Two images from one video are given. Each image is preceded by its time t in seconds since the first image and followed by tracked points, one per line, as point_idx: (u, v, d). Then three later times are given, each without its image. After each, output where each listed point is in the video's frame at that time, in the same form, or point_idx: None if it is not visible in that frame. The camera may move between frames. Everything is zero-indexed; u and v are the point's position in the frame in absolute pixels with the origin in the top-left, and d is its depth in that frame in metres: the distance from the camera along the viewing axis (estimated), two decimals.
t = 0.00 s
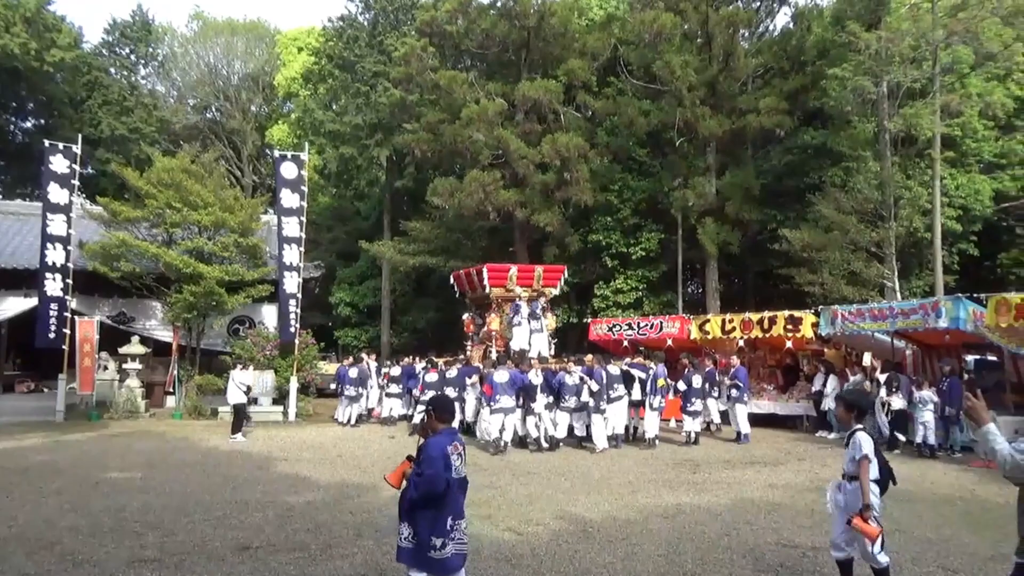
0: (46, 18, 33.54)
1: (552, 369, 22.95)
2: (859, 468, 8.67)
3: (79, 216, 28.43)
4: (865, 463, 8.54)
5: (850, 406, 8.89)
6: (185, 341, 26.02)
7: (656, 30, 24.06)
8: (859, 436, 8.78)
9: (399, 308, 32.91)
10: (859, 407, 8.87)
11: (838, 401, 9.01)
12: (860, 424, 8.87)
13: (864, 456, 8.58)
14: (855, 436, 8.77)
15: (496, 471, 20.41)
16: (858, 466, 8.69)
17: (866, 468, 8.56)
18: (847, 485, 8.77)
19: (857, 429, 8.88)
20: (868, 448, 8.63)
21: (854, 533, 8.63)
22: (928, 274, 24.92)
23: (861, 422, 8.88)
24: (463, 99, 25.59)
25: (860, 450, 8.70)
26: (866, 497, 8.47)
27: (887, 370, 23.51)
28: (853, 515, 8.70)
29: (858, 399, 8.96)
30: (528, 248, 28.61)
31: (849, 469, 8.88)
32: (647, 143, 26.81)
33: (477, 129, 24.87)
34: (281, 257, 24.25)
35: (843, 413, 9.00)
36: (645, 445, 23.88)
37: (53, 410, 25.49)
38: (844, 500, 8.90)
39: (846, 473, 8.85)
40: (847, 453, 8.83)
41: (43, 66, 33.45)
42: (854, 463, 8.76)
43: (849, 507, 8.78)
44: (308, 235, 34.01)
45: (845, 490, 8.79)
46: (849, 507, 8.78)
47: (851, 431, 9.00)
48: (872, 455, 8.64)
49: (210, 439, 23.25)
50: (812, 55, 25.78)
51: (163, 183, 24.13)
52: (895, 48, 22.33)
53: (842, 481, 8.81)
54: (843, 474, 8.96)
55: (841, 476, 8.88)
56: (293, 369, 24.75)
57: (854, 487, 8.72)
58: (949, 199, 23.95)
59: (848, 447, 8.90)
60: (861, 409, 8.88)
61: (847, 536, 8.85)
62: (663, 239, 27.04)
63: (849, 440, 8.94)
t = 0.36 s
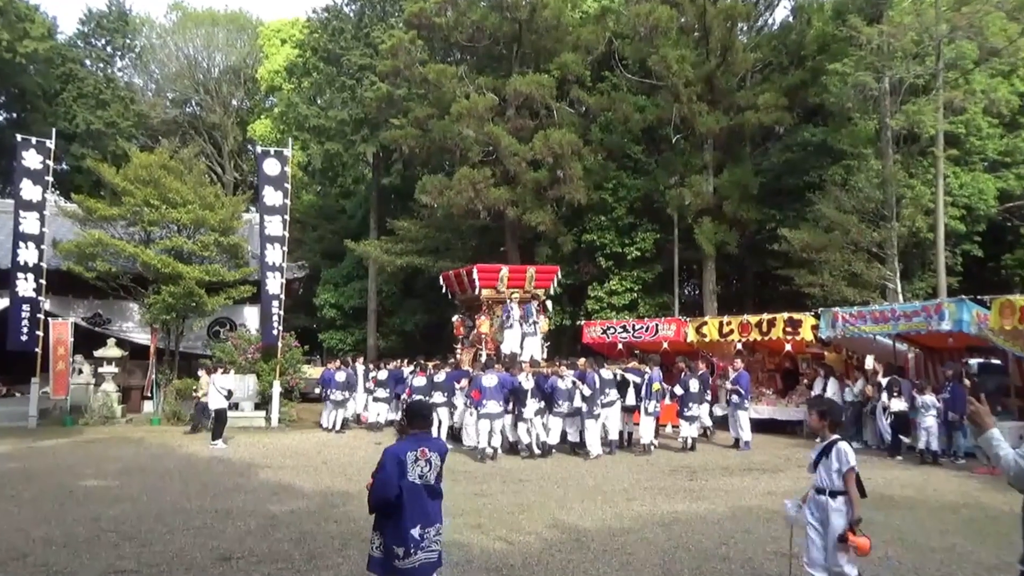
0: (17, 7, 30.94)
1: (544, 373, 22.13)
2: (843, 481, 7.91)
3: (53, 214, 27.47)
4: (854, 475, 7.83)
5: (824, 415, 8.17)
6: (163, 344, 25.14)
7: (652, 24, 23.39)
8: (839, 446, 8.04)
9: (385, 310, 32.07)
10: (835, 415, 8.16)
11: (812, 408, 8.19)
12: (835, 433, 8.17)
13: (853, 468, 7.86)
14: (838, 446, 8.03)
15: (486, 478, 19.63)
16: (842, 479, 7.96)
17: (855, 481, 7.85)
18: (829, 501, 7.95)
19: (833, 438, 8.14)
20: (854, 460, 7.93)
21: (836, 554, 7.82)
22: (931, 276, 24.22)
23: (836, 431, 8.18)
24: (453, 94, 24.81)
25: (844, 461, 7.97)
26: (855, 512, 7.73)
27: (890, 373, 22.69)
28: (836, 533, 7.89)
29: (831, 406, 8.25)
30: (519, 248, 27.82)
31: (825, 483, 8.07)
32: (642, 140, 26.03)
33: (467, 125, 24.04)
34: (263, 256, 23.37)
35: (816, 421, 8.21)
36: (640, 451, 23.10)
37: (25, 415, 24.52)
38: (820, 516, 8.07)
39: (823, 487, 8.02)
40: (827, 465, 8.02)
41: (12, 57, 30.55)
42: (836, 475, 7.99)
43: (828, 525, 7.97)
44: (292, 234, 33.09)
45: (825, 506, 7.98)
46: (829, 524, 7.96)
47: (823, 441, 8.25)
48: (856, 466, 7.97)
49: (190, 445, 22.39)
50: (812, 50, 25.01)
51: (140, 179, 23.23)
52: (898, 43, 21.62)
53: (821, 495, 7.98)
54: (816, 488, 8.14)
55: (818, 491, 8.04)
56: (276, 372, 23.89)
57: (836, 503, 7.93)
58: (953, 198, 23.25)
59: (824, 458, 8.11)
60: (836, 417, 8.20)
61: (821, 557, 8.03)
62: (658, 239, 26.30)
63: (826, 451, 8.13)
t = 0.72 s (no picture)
0: None
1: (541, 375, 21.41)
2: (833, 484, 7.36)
3: (33, 213, 26.65)
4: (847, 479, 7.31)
5: (813, 415, 7.57)
6: (149, 347, 24.38)
7: (651, 14, 22.76)
8: (831, 449, 7.46)
9: (379, 310, 31.31)
10: (823, 415, 7.58)
11: (803, 406, 7.53)
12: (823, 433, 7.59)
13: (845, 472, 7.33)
14: (832, 449, 7.44)
15: (483, 483, 18.90)
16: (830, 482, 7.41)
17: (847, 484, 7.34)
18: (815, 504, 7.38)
19: (821, 439, 7.56)
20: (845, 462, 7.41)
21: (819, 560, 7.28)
22: (941, 271, 23.50)
23: (822, 431, 7.62)
24: (447, 87, 24.11)
25: (836, 464, 7.42)
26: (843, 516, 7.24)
27: (898, 373, 21.96)
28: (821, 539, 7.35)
29: (818, 404, 7.65)
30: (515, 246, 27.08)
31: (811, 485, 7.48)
32: (642, 133, 25.30)
33: (461, 119, 23.40)
34: (251, 256, 22.61)
35: (804, 421, 7.57)
36: (642, 454, 22.39)
37: (5, 422, 23.72)
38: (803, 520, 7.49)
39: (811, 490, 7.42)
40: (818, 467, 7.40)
41: None
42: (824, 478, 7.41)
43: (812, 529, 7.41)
44: (282, 233, 32.31)
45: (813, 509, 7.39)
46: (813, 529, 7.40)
47: (809, 441, 7.65)
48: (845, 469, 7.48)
49: (177, 451, 21.63)
50: (817, 40, 24.25)
51: (123, 176, 22.49)
52: (905, 31, 20.87)
53: (807, 498, 7.39)
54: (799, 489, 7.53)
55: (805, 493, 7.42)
56: (266, 376, 23.14)
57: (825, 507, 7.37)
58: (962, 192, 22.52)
59: (811, 460, 7.49)
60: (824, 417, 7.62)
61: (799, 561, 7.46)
62: (660, 236, 25.57)
63: (814, 453, 7.51)
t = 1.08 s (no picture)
0: None
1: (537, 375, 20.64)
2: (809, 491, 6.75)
3: (10, 210, 25.80)
4: (822, 486, 6.65)
5: (792, 416, 7.00)
6: (131, 347, 23.59)
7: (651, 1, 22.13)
8: (807, 452, 6.84)
9: (370, 308, 30.52)
10: (803, 417, 6.96)
11: (780, 408, 6.97)
12: (805, 436, 6.96)
13: (821, 478, 6.68)
14: (807, 453, 6.80)
15: (478, 487, 18.14)
16: (808, 489, 6.80)
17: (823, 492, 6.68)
18: (791, 512, 6.82)
19: (802, 442, 6.94)
20: (823, 467, 6.76)
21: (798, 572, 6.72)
22: (950, 266, 22.76)
23: (804, 433, 6.98)
24: (439, 77, 23.36)
25: (812, 470, 6.78)
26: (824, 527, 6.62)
27: (907, 372, 21.21)
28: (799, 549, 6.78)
29: (801, 405, 7.04)
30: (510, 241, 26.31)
31: (790, 491, 6.92)
32: (641, 125, 24.53)
33: (454, 110, 22.75)
34: (236, 253, 21.77)
35: (784, 424, 7.01)
36: (642, 456, 21.63)
37: None
38: (783, 529, 6.96)
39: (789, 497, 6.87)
40: (792, 472, 6.84)
41: None
42: (800, 484, 6.82)
43: (791, 538, 6.86)
44: (269, 229, 31.47)
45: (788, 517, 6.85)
46: (791, 538, 6.85)
47: (791, 444, 7.07)
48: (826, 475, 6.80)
49: (161, 456, 20.84)
50: (822, 27, 23.45)
51: (103, 171, 21.67)
52: (911, 18, 20.06)
53: (786, 506, 6.84)
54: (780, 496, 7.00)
55: (780, 499, 6.90)
56: (252, 377, 22.33)
57: (801, 514, 6.81)
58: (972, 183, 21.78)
59: (788, 464, 6.93)
60: (807, 419, 6.98)
61: (782, 571, 6.93)
62: (660, 230, 24.80)
63: (792, 457, 6.93)
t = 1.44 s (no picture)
0: None
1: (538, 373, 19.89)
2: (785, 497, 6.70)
3: None
4: (795, 492, 6.57)
5: (773, 420, 6.92)
6: (118, 345, 22.85)
7: None
8: (785, 458, 6.77)
9: (366, 304, 29.74)
10: (783, 420, 6.87)
11: (758, 411, 6.96)
12: (787, 441, 6.89)
13: (795, 484, 6.60)
14: (783, 458, 6.74)
15: (478, 489, 17.47)
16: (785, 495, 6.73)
17: (797, 498, 6.59)
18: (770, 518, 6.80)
19: (782, 448, 6.87)
20: (798, 473, 6.67)
21: None
22: (967, 260, 22.01)
23: (786, 438, 6.91)
24: (437, 64, 22.64)
25: (788, 475, 6.71)
26: (792, 535, 6.54)
27: (922, 369, 20.43)
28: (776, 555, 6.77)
29: (783, 408, 6.95)
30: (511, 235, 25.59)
31: (771, 497, 6.90)
32: (646, 114, 23.79)
33: (452, 99, 22.03)
34: (228, 247, 21.06)
35: (763, 427, 6.97)
36: (647, 457, 20.88)
37: None
38: (764, 534, 6.97)
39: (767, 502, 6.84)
40: (769, 477, 6.83)
41: None
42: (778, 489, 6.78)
43: (770, 545, 6.86)
44: (262, 222, 30.76)
45: (767, 522, 6.84)
46: (770, 544, 6.86)
47: (775, 449, 6.98)
48: (804, 482, 6.68)
49: (149, 457, 20.15)
50: (834, 13, 22.62)
51: (89, 162, 20.93)
52: (929, 4, 19.44)
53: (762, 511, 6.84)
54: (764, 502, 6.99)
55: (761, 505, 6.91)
56: (244, 375, 21.63)
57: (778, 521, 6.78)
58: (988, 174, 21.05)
59: (769, 469, 6.90)
60: (789, 424, 6.89)
61: None
62: (666, 224, 24.08)
63: (773, 462, 6.88)
